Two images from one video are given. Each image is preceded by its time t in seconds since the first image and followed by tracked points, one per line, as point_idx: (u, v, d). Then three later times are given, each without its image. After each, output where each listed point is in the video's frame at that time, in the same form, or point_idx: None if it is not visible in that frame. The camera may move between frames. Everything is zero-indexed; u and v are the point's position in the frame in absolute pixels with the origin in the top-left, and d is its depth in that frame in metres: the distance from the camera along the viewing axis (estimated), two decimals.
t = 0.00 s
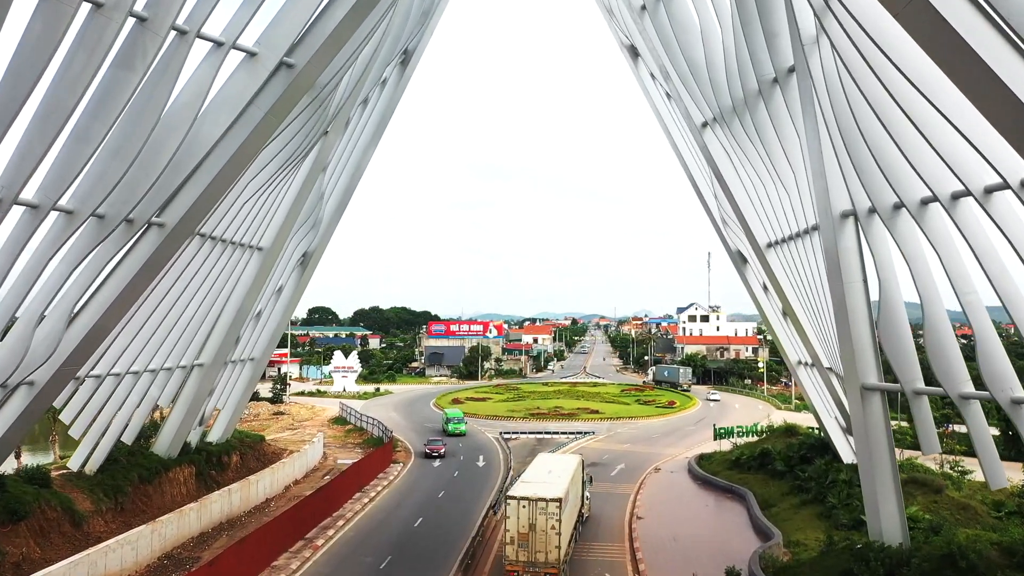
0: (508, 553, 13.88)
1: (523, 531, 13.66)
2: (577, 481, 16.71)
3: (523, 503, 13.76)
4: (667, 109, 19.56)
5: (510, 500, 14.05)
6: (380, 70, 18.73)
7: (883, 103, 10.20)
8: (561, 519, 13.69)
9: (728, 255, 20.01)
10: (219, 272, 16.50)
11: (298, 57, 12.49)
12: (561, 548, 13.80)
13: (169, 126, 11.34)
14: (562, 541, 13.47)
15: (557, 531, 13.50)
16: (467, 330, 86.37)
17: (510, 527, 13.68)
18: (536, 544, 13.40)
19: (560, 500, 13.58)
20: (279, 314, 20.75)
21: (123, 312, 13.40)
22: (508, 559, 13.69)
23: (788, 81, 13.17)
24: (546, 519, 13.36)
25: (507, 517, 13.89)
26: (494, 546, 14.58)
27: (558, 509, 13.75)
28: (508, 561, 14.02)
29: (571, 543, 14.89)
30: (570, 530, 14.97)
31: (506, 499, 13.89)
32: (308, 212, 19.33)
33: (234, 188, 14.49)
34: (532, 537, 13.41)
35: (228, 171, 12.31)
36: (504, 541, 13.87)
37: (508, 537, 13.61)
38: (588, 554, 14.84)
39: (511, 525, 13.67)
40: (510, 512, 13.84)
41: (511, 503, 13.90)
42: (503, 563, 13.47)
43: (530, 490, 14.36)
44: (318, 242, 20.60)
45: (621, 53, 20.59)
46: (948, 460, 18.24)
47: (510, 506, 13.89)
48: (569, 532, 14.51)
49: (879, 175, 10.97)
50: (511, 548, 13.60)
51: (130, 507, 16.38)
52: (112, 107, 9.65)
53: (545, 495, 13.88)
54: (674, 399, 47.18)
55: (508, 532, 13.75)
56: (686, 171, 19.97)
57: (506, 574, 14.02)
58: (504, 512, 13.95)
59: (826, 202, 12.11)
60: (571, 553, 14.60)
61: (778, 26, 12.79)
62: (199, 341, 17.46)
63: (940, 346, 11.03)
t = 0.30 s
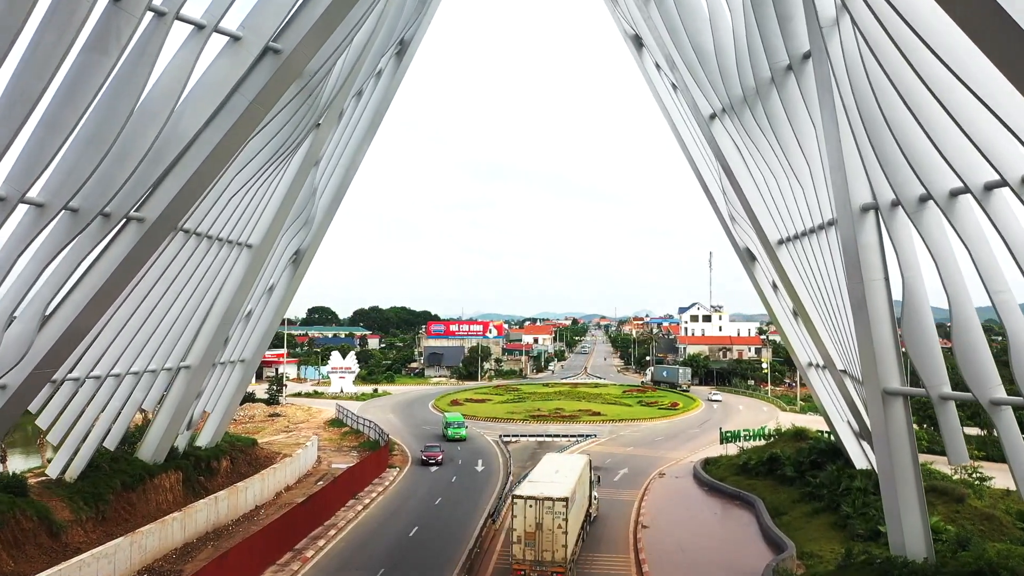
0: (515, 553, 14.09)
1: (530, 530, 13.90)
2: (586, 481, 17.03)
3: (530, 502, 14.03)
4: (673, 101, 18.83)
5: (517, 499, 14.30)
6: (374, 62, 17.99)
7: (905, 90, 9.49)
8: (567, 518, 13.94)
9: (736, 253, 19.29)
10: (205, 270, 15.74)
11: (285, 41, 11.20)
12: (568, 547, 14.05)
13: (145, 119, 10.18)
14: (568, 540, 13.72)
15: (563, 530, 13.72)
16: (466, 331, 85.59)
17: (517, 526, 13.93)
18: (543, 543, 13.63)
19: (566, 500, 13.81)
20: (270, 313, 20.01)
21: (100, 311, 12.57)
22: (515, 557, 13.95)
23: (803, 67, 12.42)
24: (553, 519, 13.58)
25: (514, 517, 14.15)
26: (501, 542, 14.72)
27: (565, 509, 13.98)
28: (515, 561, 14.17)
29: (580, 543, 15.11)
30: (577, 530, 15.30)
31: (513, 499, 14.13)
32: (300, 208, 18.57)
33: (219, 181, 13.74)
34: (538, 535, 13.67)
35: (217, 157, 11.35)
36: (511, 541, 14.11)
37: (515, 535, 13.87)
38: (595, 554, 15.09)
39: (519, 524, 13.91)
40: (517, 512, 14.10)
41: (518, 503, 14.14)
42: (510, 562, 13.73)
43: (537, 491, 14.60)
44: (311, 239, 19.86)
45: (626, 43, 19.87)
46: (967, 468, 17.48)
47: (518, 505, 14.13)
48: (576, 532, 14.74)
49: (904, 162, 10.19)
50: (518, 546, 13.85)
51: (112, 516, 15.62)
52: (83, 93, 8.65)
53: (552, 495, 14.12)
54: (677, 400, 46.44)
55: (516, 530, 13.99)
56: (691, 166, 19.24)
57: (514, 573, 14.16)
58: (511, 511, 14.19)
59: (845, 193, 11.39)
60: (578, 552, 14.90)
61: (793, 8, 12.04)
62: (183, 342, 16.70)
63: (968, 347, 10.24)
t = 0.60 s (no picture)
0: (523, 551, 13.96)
1: (537, 529, 13.77)
2: (595, 481, 16.95)
3: (538, 501, 13.88)
4: (680, 92, 18.11)
5: (525, 498, 14.17)
6: (367, 52, 17.28)
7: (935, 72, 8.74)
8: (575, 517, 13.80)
9: (744, 251, 18.58)
10: (189, 267, 14.99)
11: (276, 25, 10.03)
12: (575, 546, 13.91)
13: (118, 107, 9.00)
14: (575, 539, 13.58)
15: (570, 529, 13.61)
16: (466, 331, 84.89)
17: (524, 525, 13.81)
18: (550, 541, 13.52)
19: (573, 498, 13.66)
20: (262, 312, 19.30)
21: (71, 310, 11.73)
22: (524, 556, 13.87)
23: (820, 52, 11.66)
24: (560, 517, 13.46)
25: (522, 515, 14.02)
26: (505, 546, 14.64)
27: (572, 508, 13.84)
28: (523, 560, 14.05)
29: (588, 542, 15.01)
30: (587, 530, 15.22)
31: (521, 498, 13.99)
32: (291, 203, 17.82)
33: (202, 174, 12.98)
34: (545, 534, 13.55)
35: (198, 145, 10.20)
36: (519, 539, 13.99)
37: (523, 534, 13.76)
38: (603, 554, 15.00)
39: (526, 522, 13.80)
40: (525, 510, 13.97)
41: (526, 502, 14.01)
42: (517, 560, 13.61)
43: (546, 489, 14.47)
44: (303, 236, 19.15)
45: (630, 32, 19.19)
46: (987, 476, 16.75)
47: (525, 504, 13.99)
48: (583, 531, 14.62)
49: (934, 149, 9.41)
50: (526, 545, 13.73)
51: (92, 526, 14.90)
52: (55, 70, 7.49)
53: (560, 494, 13.97)
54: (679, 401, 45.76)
55: (523, 530, 13.89)
56: (698, 160, 18.54)
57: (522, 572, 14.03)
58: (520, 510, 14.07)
59: (867, 185, 10.69)
60: (587, 552, 14.81)
61: None
62: (166, 343, 15.94)
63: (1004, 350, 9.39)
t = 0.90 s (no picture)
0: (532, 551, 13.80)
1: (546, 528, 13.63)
2: (603, 479, 16.87)
3: (546, 500, 13.73)
4: (686, 82, 17.43)
5: (533, 497, 14.02)
6: (361, 42, 16.55)
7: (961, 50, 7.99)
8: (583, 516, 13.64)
9: (753, 248, 17.87)
10: (170, 263, 14.13)
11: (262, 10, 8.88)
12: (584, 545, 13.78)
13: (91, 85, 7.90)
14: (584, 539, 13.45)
15: (578, 528, 13.48)
16: (466, 331, 84.03)
17: (533, 524, 13.66)
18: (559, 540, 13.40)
19: (581, 497, 13.52)
20: (250, 312, 18.53)
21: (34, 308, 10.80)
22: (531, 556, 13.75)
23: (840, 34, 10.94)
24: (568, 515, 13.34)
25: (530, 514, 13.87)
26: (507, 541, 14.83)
27: (580, 506, 13.68)
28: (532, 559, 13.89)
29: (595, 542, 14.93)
30: (594, 530, 15.17)
31: (528, 497, 13.85)
32: (280, 198, 17.02)
33: (183, 164, 12.16)
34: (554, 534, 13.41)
35: (179, 132, 9.19)
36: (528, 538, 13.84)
37: (531, 533, 13.62)
38: (610, 555, 14.94)
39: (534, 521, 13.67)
40: (533, 509, 13.82)
41: (534, 501, 13.86)
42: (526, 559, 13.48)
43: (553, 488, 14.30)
44: (295, 233, 18.37)
45: (634, 22, 18.51)
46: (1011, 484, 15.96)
47: (533, 503, 13.84)
48: (592, 531, 14.48)
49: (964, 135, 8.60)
50: (534, 544, 13.58)
51: (70, 536, 14.19)
52: (21, 44, 6.45)
53: (568, 493, 13.82)
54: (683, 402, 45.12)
55: (531, 529, 13.78)
56: (705, 153, 17.85)
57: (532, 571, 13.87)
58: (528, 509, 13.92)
59: (892, 174, 9.93)
60: (594, 551, 14.75)
61: None
62: (146, 343, 15.12)
63: None
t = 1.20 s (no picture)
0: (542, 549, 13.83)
1: (554, 527, 13.65)
2: (612, 479, 16.76)
3: (555, 499, 13.76)
4: (694, 71, 16.70)
5: (542, 496, 14.05)
6: (354, 29, 15.80)
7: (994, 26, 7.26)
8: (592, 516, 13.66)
9: (763, 244, 17.16)
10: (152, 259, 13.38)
11: None
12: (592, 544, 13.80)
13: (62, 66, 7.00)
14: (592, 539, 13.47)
15: (587, 527, 13.50)
16: (466, 330, 83.25)
17: (541, 523, 13.70)
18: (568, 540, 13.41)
19: (589, 496, 13.54)
20: (239, 311, 17.81)
21: None
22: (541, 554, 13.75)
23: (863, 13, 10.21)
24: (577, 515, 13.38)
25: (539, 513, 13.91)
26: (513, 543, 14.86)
27: (589, 505, 13.70)
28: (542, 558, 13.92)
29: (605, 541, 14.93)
30: (604, 528, 15.25)
31: (538, 495, 13.89)
32: (270, 192, 16.26)
33: (165, 155, 11.40)
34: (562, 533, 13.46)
35: (152, 123, 8.21)
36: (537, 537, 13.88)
37: (540, 531, 13.66)
38: (619, 554, 14.98)
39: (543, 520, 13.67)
40: (543, 509, 13.85)
41: (543, 500, 13.90)
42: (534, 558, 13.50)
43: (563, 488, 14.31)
44: (286, 229, 17.59)
45: (639, 9, 17.80)
46: None
47: (542, 502, 13.87)
48: (601, 531, 14.49)
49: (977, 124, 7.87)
50: (543, 543, 13.60)
51: (47, 547, 13.47)
52: None
53: (577, 492, 13.85)
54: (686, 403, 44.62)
55: (540, 528, 13.79)
56: (713, 145, 17.12)
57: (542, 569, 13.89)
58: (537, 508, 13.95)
59: (920, 164, 9.18)
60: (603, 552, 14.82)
61: None
62: (128, 344, 14.38)
63: None
